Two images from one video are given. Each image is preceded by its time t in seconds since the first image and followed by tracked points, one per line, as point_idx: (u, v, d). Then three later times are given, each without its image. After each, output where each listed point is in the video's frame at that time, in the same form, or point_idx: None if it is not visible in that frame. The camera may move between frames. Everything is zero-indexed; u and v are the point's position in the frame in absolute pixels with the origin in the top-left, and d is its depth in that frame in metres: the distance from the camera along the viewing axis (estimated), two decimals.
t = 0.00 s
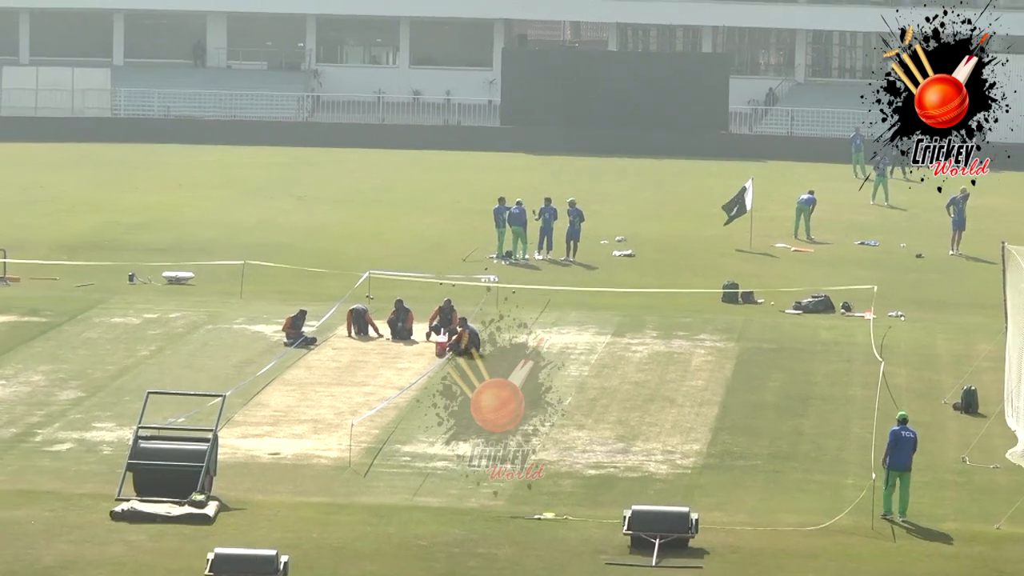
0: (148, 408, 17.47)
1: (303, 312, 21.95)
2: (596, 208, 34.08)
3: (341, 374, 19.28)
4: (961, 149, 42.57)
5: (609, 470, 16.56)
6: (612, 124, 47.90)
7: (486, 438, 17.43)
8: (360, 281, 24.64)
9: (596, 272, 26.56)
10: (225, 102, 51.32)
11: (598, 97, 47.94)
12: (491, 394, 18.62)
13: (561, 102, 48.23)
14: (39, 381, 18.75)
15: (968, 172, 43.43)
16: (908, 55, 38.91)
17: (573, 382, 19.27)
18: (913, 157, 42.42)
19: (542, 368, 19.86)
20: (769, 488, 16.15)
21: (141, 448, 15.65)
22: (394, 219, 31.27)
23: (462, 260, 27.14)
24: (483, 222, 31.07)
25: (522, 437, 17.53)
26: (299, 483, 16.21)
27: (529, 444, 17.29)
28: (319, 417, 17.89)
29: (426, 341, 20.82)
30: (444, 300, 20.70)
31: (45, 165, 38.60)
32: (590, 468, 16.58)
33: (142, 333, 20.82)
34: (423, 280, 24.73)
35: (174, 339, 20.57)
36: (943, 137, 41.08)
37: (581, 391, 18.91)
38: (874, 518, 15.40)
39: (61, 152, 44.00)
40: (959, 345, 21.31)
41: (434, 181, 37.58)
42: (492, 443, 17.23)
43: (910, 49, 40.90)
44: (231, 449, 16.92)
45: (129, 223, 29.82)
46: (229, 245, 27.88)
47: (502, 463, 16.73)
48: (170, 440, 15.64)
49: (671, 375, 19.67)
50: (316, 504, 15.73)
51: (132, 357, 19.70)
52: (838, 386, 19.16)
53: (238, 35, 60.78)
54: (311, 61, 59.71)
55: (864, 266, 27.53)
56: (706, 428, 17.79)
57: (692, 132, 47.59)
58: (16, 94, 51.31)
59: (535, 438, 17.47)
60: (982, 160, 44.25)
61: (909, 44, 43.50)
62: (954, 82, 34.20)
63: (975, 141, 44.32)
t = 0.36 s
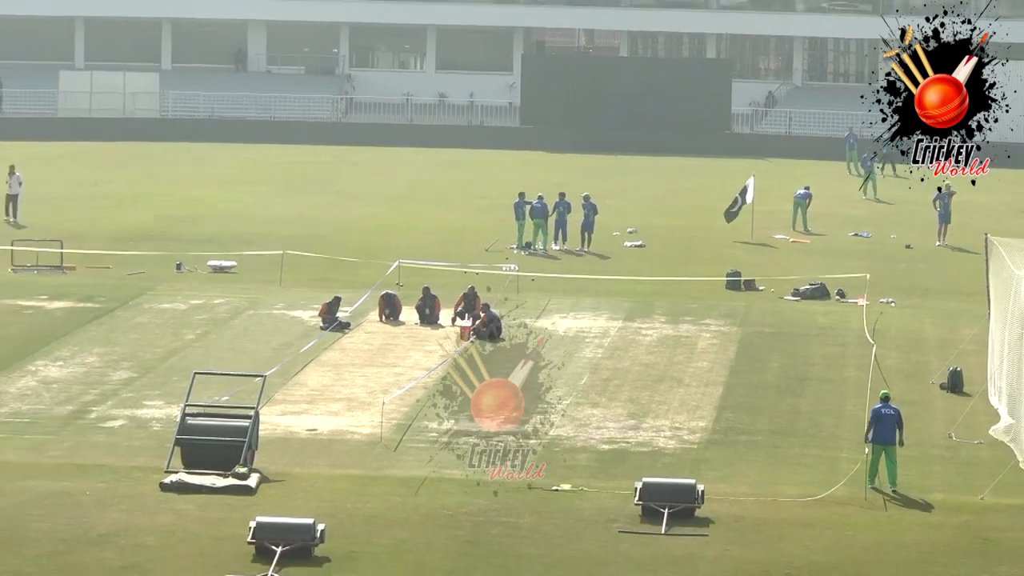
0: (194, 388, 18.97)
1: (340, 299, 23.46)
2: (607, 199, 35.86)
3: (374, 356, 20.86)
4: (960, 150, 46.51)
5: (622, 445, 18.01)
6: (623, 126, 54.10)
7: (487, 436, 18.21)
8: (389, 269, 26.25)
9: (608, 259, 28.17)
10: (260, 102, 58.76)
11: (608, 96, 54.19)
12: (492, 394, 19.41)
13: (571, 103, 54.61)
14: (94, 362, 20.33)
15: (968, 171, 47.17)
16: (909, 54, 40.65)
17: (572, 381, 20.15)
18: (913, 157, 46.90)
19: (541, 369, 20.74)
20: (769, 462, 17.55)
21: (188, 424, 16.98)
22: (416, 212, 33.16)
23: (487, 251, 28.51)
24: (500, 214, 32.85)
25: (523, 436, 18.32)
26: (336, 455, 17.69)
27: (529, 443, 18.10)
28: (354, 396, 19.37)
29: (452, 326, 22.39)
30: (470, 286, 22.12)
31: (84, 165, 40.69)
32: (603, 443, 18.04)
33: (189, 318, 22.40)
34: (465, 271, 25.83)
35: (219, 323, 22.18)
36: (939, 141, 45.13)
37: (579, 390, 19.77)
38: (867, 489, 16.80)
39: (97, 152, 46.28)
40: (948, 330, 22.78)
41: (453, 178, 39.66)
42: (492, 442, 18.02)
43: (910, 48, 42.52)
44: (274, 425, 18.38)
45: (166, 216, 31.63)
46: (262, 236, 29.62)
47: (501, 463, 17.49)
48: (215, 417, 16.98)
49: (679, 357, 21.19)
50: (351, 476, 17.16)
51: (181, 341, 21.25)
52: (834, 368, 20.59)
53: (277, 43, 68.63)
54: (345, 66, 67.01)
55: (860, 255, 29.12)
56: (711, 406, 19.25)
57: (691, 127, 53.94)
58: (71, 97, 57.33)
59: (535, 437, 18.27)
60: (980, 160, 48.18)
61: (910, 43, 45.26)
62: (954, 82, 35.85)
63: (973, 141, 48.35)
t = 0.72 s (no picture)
0: (244, 374, 20.77)
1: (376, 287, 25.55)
2: (624, 197, 37.55)
3: (409, 344, 22.62)
4: (961, 151, 48.80)
5: (640, 426, 19.47)
6: (633, 130, 60.09)
7: (485, 437, 19.07)
8: (427, 262, 28.11)
9: (626, 254, 29.96)
10: (306, 108, 64.72)
11: (615, 104, 60.19)
12: (493, 393, 20.36)
13: (580, 111, 60.70)
14: (148, 349, 22.10)
15: (968, 171, 50.40)
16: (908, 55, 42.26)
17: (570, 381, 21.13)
18: (915, 157, 49.10)
19: (541, 370, 21.71)
20: (775, 444, 18.92)
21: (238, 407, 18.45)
22: (447, 215, 34.91)
23: (513, 247, 30.57)
24: (524, 217, 34.66)
25: (522, 437, 19.18)
26: (377, 437, 19.14)
27: (528, 443, 18.98)
28: (388, 381, 21.05)
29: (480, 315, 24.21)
30: (499, 279, 23.92)
31: (123, 173, 42.76)
32: (623, 425, 19.51)
33: (238, 310, 24.40)
34: (497, 264, 27.74)
35: (266, 313, 24.22)
36: (940, 141, 46.65)
37: (577, 392, 20.74)
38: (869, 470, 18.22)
39: (137, 159, 48.43)
40: (943, 321, 24.21)
41: (476, 183, 41.52)
42: (493, 443, 18.88)
43: (908, 49, 44.09)
44: (314, 406, 20.04)
45: (205, 220, 33.49)
46: (298, 235, 31.51)
47: (501, 464, 18.34)
48: (262, 401, 18.41)
49: (692, 345, 22.72)
50: (388, 455, 18.60)
51: (230, 330, 23.16)
52: (837, 357, 22.00)
53: (323, 52, 75.73)
54: (383, 74, 74.22)
55: (864, 249, 30.66)
56: (723, 391, 20.70)
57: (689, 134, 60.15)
58: (129, 103, 62.25)
59: (534, 438, 19.14)
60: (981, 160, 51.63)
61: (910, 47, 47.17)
62: (953, 83, 37.25)
63: (973, 143, 50.95)
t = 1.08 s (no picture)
0: (301, 352, 22.92)
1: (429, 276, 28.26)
2: (660, 185, 39.24)
3: (456, 329, 24.37)
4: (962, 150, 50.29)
5: (674, 404, 20.79)
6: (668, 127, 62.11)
7: (486, 437, 19.60)
8: (473, 249, 31.04)
9: (660, 242, 31.75)
10: (363, 104, 68.45)
11: (652, 102, 62.06)
12: (491, 395, 20.95)
13: (617, 107, 62.78)
14: (211, 330, 24.40)
15: (967, 172, 51.46)
16: (910, 54, 43.98)
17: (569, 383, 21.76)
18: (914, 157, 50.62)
19: (541, 369, 22.43)
20: (803, 423, 20.12)
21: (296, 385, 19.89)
22: (484, 213, 36.83)
23: (557, 234, 33.02)
24: (566, 211, 36.77)
25: (521, 438, 19.72)
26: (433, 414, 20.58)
27: (527, 444, 19.54)
28: (436, 362, 22.70)
29: (524, 301, 26.35)
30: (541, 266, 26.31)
31: (174, 171, 44.94)
32: (659, 403, 20.86)
33: (296, 294, 27.03)
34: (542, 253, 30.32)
35: (321, 297, 26.81)
36: (940, 141, 48.25)
37: (575, 392, 21.35)
38: (895, 449, 19.35)
39: (188, 154, 50.77)
40: (965, 306, 25.43)
41: (507, 181, 43.36)
42: (493, 443, 19.38)
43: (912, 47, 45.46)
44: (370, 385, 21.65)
45: (249, 219, 35.30)
46: (354, 227, 34.25)
47: (501, 464, 18.80)
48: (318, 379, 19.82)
49: (724, 327, 24.19)
50: (438, 431, 19.92)
51: (288, 312, 25.55)
52: (856, 342, 23.24)
53: (376, 51, 78.92)
54: (433, 72, 77.35)
55: (887, 236, 32.06)
56: (753, 370, 22.05)
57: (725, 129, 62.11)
58: (194, 98, 65.56)
59: (533, 438, 19.71)
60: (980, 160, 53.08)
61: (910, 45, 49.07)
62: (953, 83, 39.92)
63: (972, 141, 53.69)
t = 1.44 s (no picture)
0: (322, 341, 24.11)
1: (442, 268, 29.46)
2: (664, 181, 40.52)
3: (471, 317, 25.55)
4: (961, 151, 51.28)
5: (677, 390, 21.79)
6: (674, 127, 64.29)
7: (486, 438, 20.06)
8: (484, 244, 32.16)
9: (663, 235, 32.91)
10: (381, 104, 70.31)
11: (657, 106, 63.82)
12: (492, 397, 21.48)
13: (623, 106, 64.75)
14: (236, 320, 25.64)
15: (968, 172, 51.96)
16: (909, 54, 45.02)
17: (569, 384, 22.16)
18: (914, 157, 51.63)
19: (541, 368, 22.94)
20: (800, 410, 21.07)
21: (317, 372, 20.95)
22: (496, 208, 38.10)
23: (565, 228, 34.40)
24: (575, 207, 38.13)
25: (521, 438, 20.16)
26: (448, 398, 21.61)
27: (527, 444, 20.00)
28: (450, 350, 23.82)
29: (533, 291, 27.43)
30: (551, 258, 27.30)
31: (198, 167, 46.39)
32: (663, 388, 21.90)
33: (317, 286, 28.34)
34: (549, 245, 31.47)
35: (342, 289, 28.12)
36: (940, 141, 49.24)
37: (574, 394, 21.80)
38: (887, 433, 20.36)
39: (212, 151, 52.35)
40: (952, 297, 26.54)
41: (517, 178, 44.60)
42: (493, 444, 19.84)
43: (911, 47, 46.47)
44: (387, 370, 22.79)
45: (270, 215, 36.48)
46: (373, 222, 35.62)
47: (502, 464, 19.25)
48: (337, 367, 20.90)
49: (725, 317, 25.29)
50: (452, 415, 20.96)
51: (310, 304, 26.80)
52: (851, 332, 24.25)
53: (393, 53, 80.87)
54: (448, 74, 79.45)
55: (881, 231, 33.19)
56: (753, 358, 23.11)
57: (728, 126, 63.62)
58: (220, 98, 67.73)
59: (532, 439, 20.16)
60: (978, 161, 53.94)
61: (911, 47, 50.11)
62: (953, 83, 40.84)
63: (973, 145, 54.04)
